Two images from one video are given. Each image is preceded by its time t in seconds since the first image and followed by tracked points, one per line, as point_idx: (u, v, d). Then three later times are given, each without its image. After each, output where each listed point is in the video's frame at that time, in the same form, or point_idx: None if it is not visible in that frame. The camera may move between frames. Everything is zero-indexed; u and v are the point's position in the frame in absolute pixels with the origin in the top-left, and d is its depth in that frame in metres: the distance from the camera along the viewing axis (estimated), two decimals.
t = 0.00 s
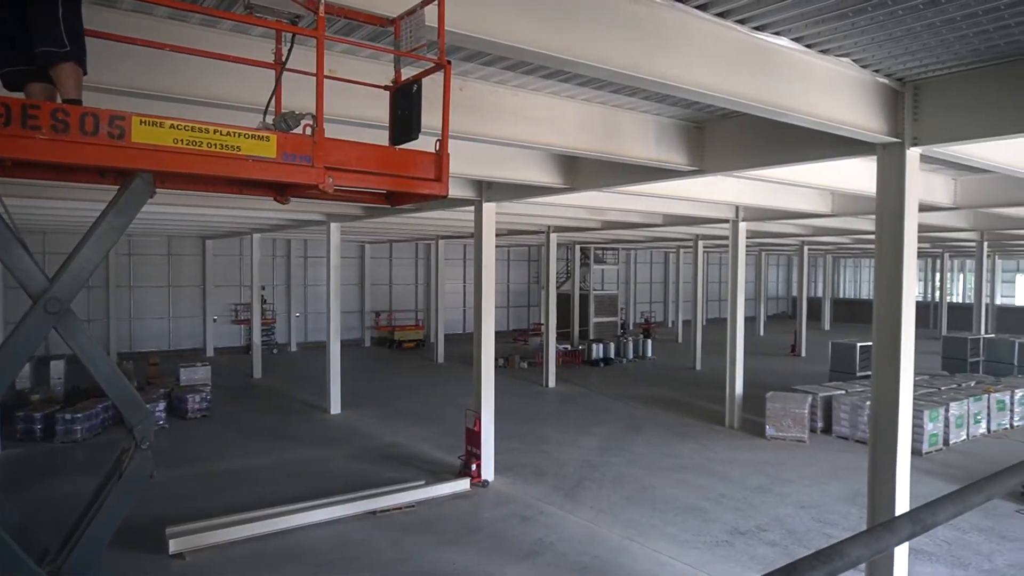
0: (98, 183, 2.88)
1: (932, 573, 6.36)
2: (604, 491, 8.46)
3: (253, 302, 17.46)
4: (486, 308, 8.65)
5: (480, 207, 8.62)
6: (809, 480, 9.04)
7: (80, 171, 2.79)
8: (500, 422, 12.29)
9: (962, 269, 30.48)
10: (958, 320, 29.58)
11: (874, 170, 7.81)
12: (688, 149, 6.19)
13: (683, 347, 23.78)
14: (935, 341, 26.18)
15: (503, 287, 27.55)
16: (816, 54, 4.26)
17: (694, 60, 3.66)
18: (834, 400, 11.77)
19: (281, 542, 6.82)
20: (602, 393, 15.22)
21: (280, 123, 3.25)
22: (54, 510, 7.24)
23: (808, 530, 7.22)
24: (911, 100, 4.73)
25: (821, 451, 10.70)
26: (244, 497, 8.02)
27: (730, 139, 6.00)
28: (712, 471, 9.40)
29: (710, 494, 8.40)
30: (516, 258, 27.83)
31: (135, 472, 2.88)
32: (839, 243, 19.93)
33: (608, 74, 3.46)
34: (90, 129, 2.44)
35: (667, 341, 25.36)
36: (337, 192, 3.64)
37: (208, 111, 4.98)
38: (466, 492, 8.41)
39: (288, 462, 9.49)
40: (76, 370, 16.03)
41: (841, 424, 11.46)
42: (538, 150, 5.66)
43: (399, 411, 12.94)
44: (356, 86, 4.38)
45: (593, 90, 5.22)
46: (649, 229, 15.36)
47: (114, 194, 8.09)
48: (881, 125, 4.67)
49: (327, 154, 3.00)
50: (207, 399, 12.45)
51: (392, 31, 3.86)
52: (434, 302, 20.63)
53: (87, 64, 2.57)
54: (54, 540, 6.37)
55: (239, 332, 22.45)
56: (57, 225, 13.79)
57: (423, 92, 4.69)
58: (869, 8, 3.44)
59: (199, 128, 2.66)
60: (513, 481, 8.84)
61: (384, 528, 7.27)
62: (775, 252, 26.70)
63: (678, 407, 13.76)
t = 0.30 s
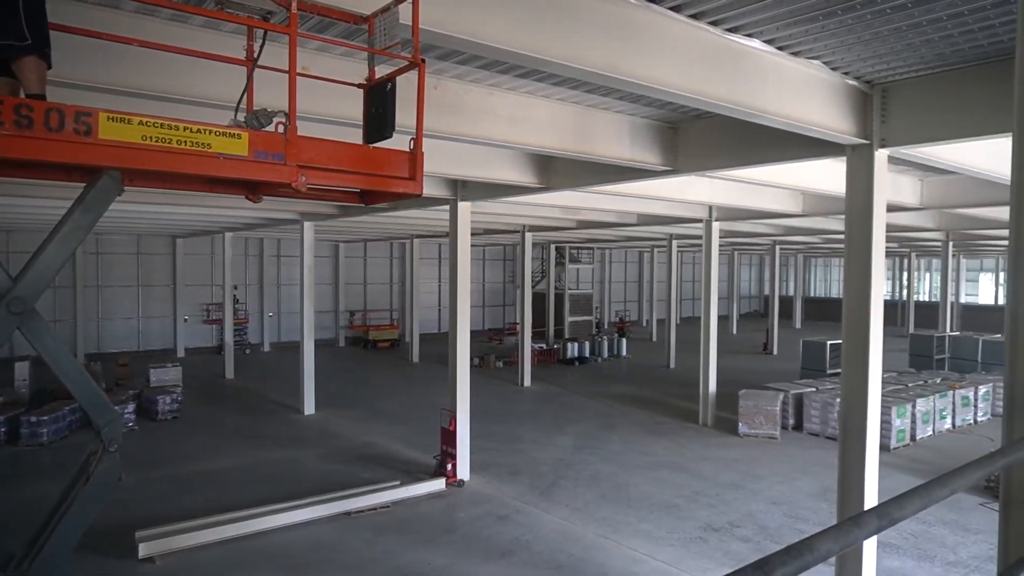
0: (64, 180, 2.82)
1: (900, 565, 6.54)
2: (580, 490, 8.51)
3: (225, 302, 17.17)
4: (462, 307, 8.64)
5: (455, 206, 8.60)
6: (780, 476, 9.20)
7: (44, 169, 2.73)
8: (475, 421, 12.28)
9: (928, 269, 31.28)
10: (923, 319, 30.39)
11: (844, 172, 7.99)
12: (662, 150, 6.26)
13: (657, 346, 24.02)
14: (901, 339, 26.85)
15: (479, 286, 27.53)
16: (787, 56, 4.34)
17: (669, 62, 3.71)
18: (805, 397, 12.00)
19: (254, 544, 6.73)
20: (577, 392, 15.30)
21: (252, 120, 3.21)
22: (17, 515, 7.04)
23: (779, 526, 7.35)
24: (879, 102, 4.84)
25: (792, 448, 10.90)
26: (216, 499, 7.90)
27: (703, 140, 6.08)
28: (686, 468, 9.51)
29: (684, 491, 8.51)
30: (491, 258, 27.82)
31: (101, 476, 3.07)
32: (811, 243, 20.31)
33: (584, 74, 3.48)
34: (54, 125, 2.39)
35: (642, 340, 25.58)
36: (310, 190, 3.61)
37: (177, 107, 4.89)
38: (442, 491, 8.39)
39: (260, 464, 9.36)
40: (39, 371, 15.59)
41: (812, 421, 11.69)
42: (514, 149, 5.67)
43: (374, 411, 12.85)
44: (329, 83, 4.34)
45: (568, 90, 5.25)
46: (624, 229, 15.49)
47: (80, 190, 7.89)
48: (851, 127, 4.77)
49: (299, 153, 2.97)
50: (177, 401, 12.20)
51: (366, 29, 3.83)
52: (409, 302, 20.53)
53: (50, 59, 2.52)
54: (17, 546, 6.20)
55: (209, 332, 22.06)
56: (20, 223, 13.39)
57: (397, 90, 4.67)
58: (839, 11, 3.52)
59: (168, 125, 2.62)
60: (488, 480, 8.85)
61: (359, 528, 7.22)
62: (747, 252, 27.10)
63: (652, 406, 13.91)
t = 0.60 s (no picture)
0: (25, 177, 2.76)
1: (865, 559, 6.72)
2: (552, 488, 8.56)
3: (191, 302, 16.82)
4: (435, 307, 8.61)
5: (427, 205, 8.56)
6: (748, 473, 9.38)
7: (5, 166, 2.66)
8: (448, 421, 12.26)
9: (892, 268, 32.20)
10: (886, 317, 31.26)
11: (811, 174, 8.17)
12: (633, 150, 6.32)
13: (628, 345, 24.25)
14: (865, 337, 27.59)
15: (450, 286, 27.46)
16: (756, 58, 4.42)
17: (640, 62, 3.76)
18: (772, 395, 12.25)
19: (222, 548, 6.62)
20: (549, 391, 15.37)
21: (220, 118, 3.17)
22: None
23: (747, 521, 7.49)
24: (844, 105, 4.96)
25: (760, 444, 11.12)
26: (182, 502, 7.74)
27: (673, 140, 6.17)
28: (657, 466, 9.63)
29: (654, 488, 8.62)
30: (463, 257, 27.77)
31: (65, 479, 3.05)
32: (778, 243, 20.73)
33: (556, 74, 3.51)
34: (14, 120, 2.34)
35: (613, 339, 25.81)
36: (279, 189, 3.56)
37: (141, 103, 4.77)
38: (413, 492, 8.36)
39: (228, 466, 9.20)
40: None
41: (780, 418, 11.94)
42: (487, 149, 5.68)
43: (345, 411, 12.73)
44: (300, 80, 4.28)
45: (539, 90, 5.27)
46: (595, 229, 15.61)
47: (40, 187, 7.65)
48: (817, 128, 4.88)
49: (269, 151, 2.94)
50: (143, 403, 11.91)
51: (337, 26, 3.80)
52: (381, 301, 20.40)
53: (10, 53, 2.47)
54: None
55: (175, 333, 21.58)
56: None
57: (368, 88, 4.64)
58: (805, 15, 3.60)
59: (133, 121, 2.58)
60: (461, 480, 8.84)
61: (330, 530, 7.15)
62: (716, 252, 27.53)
63: (623, 404, 14.04)
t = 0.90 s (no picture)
0: None
1: (823, 552, 6.92)
2: (518, 488, 8.59)
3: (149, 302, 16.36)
4: (400, 307, 8.55)
5: (391, 205, 8.50)
6: (711, 470, 9.56)
7: None
8: (414, 422, 12.18)
9: (848, 268, 33.22)
10: (844, 315, 32.19)
11: (771, 176, 8.36)
12: (597, 151, 6.39)
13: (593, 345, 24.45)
14: (823, 335, 28.38)
15: (415, 286, 27.29)
16: (717, 61, 4.51)
17: (604, 63, 3.80)
18: (735, 393, 12.50)
19: (181, 553, 6.47)
20: (515, 391, 15.41)
21: (179, 114, 3.10)
22: None
23: (710, 517, 7.64)
24: (802, 109, 5.10)
25: (722, 441, 11.35)
26: (139, 508, 7.54)
27: (636, 142, 6.26)
28: (622, 464, 9.75)
29: (619, 486, 8.72)
30: (428, 257, 27.64)
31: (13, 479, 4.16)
32: (740, 243, 21.17)
33: (521, 74, 3.52)
34: None
35: (578, 339, 26.02)
36: (240, 187, 3.49)
37: (95, 98, 4.63)
38: (378, 494, 8.30)
39: (187, 470, 8.98)
40: None
41: (742, 415, 12.19)
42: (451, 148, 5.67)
43: (309, 413, 12.54)
44: (261, 77, 4.22)
45: (505, 90, 5.29)
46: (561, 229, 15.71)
47: None
48: (776, 131, 5.01)
49: (230, 148, 2.89)
50: (98, 406, 11.56)
51: (299, 23, 3.75)
52: (344, 301, 20.14)
53: None
54: None
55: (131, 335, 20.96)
56: None
57: (332, 87, 4.59)
58: (765, 19, 3.70)
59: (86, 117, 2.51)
60: (426, 481, 8.80)
61: (292, 533, 7.05)
62: (680, 252, 27.97)
63: (589, 403, 14.16)
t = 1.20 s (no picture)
0: None
1: (790, 548, 7.08)
2: (489, 489, 8.59)
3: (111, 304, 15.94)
4: (369, 309, 8.48)
5: (361, 205, 8.43)
6: (681, 469, 9.70)
7: None
8: (384, 424, 12.10)
9: (813, 268, 34.02)
10: (809, 315, 32.92)
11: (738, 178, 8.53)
12: (568, 152, 6.44)
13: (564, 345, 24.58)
14: (789, 334, 29.01)
15: (386, 287, 27.09)
16: (685, 64, 4.59)
17: (575, 65, 3.85)
18: (703, 393, 12.71)
19: (145, 561, 6.32)
20: (487, 392, 15.41)
21: (142, 113, 3.03)
22: None
23: (679, 516, 7.75)
24: (769, 112, 5.22)
25: (691, 440, 11.52)
26: (101, 514, 7.34)
27: (607, 143, 6.33)
28: (593, 464, 9.82)
29: (591, 486, 8.78)
30: (398, 258, 27.47)
31: None
32: (708, 244, 21.50)
33: (492, 75, 3.53)
34: None
35: (549, 339, 26.14)
36: (206, 186, 3.43)
37: (54, 95, 4.50)
38: (348, 497, 8.22)
39: (151, 475, 8.78)
40: None
41: (711, 415, 12.39)
42: (421, 149, 5.65)
43: (277, 416, 12.36)
44: (227, 76, 4.15)
45: (476, 91, 5.30)
46: (533, 230, 15.75)
47: None
48: (744, 133, 5.11)
49: (195, 148, 2.85)
50: (59, 410, 11.23)
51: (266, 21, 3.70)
52: (314, 303, 19.90)
53: None
54: None
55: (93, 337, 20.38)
56: None
57: (300, 86, 4.54)
58: (732, 24, 3.78)
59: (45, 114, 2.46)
60: (397, 483, 8.75)
61: (260, 538, 6.95)
62: (650, 252, 28.29)
63: (560, 403, 14.24)
